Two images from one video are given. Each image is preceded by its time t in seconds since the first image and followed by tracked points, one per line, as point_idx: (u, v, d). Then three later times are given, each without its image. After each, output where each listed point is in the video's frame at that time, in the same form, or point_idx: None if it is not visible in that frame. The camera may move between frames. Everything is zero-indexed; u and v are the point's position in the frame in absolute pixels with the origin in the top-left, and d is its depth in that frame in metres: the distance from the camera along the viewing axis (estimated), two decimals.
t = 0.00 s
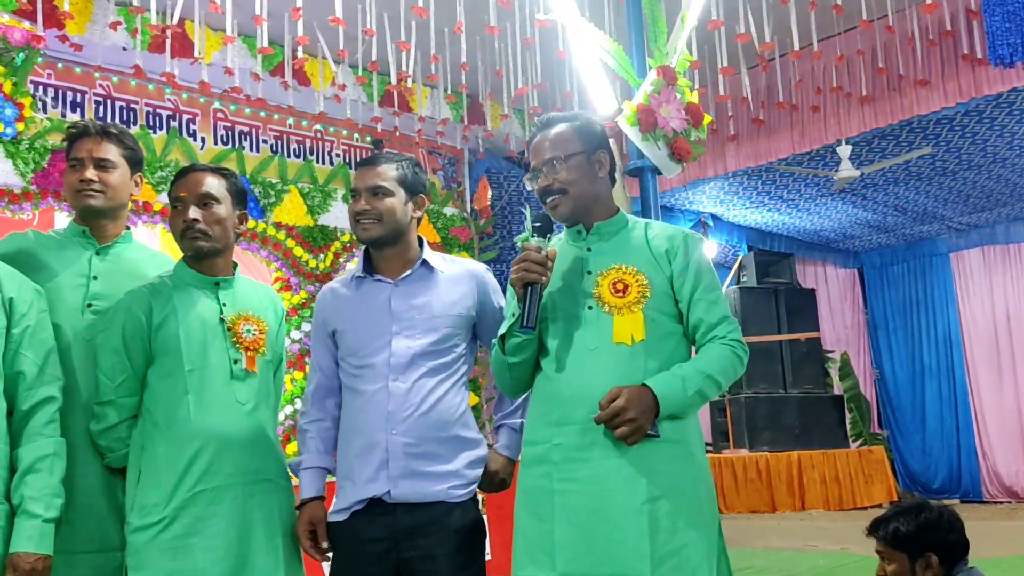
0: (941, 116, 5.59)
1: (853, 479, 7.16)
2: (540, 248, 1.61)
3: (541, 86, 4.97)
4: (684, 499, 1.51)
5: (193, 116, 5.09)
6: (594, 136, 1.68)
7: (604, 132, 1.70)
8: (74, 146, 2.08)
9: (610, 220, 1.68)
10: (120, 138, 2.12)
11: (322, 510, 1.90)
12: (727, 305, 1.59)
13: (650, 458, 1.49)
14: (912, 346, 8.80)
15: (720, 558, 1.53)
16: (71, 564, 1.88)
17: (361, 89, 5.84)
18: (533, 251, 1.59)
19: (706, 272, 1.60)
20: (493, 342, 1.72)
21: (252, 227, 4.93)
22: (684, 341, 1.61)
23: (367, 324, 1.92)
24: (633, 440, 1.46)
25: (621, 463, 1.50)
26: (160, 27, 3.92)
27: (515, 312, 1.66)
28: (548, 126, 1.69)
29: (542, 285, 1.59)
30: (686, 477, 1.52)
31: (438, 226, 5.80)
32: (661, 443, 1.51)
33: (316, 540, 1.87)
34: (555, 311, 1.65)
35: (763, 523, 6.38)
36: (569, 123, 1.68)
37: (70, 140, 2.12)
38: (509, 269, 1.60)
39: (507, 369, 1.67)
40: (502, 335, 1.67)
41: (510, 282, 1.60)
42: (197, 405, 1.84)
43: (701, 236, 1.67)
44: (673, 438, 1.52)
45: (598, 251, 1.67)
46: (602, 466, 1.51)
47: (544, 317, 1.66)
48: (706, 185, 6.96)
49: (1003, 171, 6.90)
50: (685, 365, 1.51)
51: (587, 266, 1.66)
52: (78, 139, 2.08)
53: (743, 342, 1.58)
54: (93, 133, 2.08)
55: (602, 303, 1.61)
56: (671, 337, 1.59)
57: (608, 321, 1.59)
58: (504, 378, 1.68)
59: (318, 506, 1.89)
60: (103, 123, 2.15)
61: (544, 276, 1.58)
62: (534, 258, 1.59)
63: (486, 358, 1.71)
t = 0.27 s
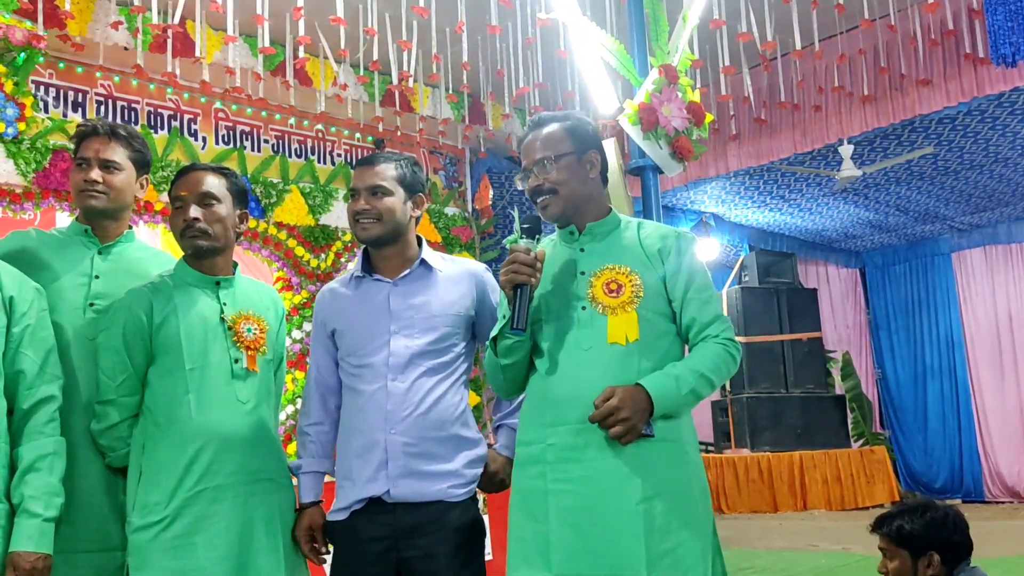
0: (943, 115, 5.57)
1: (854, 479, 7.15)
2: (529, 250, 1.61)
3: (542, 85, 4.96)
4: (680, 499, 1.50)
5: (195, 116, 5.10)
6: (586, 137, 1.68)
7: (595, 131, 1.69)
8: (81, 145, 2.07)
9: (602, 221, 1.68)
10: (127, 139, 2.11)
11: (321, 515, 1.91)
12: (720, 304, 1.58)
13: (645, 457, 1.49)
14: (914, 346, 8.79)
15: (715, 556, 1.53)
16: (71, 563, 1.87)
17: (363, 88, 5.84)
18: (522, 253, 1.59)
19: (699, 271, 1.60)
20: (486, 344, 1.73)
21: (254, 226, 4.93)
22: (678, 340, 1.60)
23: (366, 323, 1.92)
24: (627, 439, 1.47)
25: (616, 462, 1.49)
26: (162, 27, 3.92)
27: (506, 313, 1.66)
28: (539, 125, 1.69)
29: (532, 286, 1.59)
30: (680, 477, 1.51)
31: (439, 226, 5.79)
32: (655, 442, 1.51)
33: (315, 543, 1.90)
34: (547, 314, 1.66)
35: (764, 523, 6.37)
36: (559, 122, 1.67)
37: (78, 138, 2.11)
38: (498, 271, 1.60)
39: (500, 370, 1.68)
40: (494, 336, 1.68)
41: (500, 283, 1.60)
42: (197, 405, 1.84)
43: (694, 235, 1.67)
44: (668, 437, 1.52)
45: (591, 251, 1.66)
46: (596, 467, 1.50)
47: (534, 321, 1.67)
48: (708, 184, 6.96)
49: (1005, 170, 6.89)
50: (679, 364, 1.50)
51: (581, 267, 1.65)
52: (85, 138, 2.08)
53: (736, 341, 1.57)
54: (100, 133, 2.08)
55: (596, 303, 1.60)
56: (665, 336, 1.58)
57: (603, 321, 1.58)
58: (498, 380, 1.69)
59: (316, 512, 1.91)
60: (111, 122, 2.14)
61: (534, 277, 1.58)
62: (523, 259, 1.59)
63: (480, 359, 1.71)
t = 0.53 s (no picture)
0: (944, 114, 5.56)
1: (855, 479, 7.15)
2: (523, 251, 1.60)
3: (543, 85, 4.93)
4: (674, 498, 1.50)
5: (196, 116, 5.10)
6: (582, 136, 1.68)
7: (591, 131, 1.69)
8: (85, 144, 2.07)
9: (598, 220, 1.68)
10: (132, 139, 2.11)
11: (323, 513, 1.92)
12: (714, 304, 1.58)
13: (638, 457, 1.49)
14: (915, 346, 8.79)
15: (709, 556, 1.53)
16: (73, 564, 1.87)
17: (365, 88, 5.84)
18: (515, 252, 1.59)
19: (694, 271, 1.60)
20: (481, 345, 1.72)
21: (255, 226, 4.93)
22: (672, 340, 1.61)
23: (366, 323, 1.92)
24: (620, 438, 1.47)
25: (610, 462, 1.49)
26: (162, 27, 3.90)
27: (501, 314, 1.66)
28: (535, 124, 1.69)
29: (526, 286, 1.58)
30: (672, 476, 1.51)
31: (440, 226, 5.80)
32: (648, 442, 1.51)
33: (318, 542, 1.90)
34: (541, 315, 1.65)
35: (765, 523, 6.36)
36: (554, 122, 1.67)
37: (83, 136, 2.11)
38: (492, 271, 1.60)
39: (495, 371, 1.67)
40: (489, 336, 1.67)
41: (494, 284, 1.60)
42: (199, 404, 1.84)
43: (690, 236, 1.68)
44: (661, 437, 1.52)
45: (586, 251, 1.66)
46: (592, 466, 1.50)
47: (531, 317, 1.66)
48: (709, 184, 6.96)
49: (1007, 169, 6.88)
50: (673, 364, 1.50)
51: (575, 267, 1.65)
52: (90, 137, 2.07)
53: (730, 341, 1.58)
54: (105, 133, 2.07)
55: (591, 303, 1.60)
56: (660, 335, 1.59)
57: (598, 321, 1.58)
58: (494, 380, 1.68)
59: (318, 509, 1.92)
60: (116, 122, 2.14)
61: (528, 277, 1.58)
62: (517, 259, 1.58)
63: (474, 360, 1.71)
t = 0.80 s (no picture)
0: (947, 114, 5.56)
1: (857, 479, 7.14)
2: (523, 248, 1.60)
3: (544, 85, 4.91)
4: (673, 498, 1.50)
5: (199, 116, 5.10)
6: (587, 137, 1.68)
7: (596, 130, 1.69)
8: (89, 143, 2.07)
9: (598, 219, 1.68)
10: (135, 138, 2.10)
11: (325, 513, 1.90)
12: (714, 304, 1.58)
13: (637, 456, 1.49)
14: (918, 345, 8.79)
15: (707, 555, 1.53)
16: (77, 563, 1.88)
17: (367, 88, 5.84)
18: (515, 250, 1.58)
19: (694, 271, 1.60)
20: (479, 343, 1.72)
21: (257, 226, 4.93)
22: (672, 340, 1.61)
23: (370, 323, 1.92)
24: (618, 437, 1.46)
25: (608, 461, 1.49)
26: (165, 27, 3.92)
27: (500, 311, 1.66)
28: (539, 122, 1.68)
29: (526, 284, 1.58)
30: (671, 476, 1.51)
31: (442, 226, 5.81)
32: (646, 441, 1.50)
33: (321, 541, 1.88)
34: (539, 313, 1.65)
35: (767, 523, 6.36)
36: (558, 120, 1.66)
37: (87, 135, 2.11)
38: (492, 268, 1.59)
39: (494, 369, 1.66)
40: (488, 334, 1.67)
41: (494, 281, 1.60)
42: (203, 403, 1.84)
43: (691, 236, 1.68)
44: (660, 437, 1.52)
45: (586, 251, 1.66)
46: (594, 465, 1.50)
47: (530, 315, 1.66)
48: (711, 184, 6.96)
49: (1009, 169, 6.87)
50: (672, 364, 1.50)
51: (575, 266, 1.66)
52: (94, 136, 2.07)
53: (730, 341, 1.58)
54: (109, 132, 2.07)
55: (591, 302, 1.60)
56: (660, 335, 1.59)
57: (597, 321, 1.58)
58: (492, 378, 1.68)
59: (320, 509, 1.89)
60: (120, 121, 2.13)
61: (528, 275, 1.58)
62: (517, 257, 1.58)
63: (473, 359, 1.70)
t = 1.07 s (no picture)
0: (949, 113, 5.56)
1: (859, 479, 7.14)
2: (528, 241, 1.61)
3: (545, 85, 4.88)
4: (671, 496, 1.50)
5: (200, 116, 5.11)
6: (599, 135, 1.69)
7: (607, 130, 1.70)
8: (89, 142, 2.07)
9: (601, 217, 1.68)
10: (135, 136, 2.10)
11: (326, 512, 1.89)
12: (715, 303, 1.58)
13: (636, 455, 1.49)
14: (920, 345, 8.78)
15: (706, 554, 1.53)
16: (79, 561, 1.88)
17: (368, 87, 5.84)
18: (520, 243, 1.59)
19: (695, 269, 1.60)
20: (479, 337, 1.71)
21: (259, 225, 4.94)
22: (672, 338, 1.61)
23: (373, 322, 1.92)
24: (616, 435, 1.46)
25: (607, 460, 1.49)
26: (165, 26, 3.91)
27: (501, 304, 1.66)
28: (552, 117, 1.69)
29: (529, 277, 1.58)
30: (671, 474, 1.51)
31: (443, 225, 5.82)
32: (645, 440, 1.50)
33: (323, 541, 1.89)
34: (540, 308, 1.65)
35: (768, 522, 6.36)
36: (574, 116, 1.67)
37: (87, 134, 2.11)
38: (496, 260, 1.60)
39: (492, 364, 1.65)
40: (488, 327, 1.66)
41: (496, 272, 1.60)
42: (205, 402, 1.84)
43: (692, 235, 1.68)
44: (660, 436, 1.52)
45: (587, 249, 1.67)
46: (593, 464, 1.50)
47: (529, 312, 1.66)
48: (712, 184, 6.96)
49: (1011, 168, 6.87)
50: (671, 363, 1.50)
51: (576, 263, 1.66)
52: (94, 135, 2.07)
53: (731, 341, 1.58)
54: (109, 130, 2.07)
55: (591, 299, 1.60)
56: (660, 333, 1.58)
57: (598, 318, 1.58)
58: (490, 373, 1.66)
59: (322, 508, 1.89)
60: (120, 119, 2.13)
61: (531, 268, 1.58)
62: (522, 249, 1.58)
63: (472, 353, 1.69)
